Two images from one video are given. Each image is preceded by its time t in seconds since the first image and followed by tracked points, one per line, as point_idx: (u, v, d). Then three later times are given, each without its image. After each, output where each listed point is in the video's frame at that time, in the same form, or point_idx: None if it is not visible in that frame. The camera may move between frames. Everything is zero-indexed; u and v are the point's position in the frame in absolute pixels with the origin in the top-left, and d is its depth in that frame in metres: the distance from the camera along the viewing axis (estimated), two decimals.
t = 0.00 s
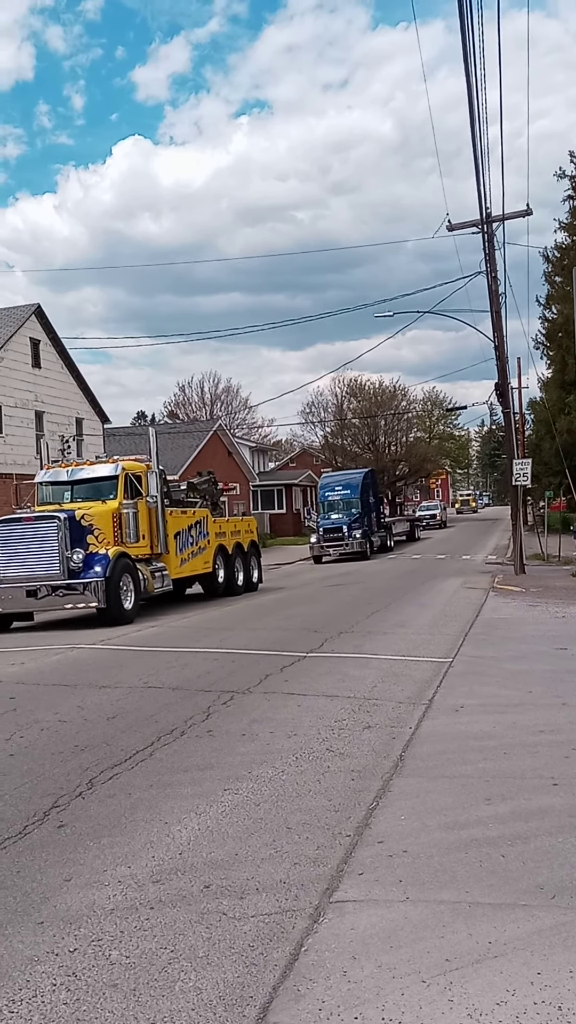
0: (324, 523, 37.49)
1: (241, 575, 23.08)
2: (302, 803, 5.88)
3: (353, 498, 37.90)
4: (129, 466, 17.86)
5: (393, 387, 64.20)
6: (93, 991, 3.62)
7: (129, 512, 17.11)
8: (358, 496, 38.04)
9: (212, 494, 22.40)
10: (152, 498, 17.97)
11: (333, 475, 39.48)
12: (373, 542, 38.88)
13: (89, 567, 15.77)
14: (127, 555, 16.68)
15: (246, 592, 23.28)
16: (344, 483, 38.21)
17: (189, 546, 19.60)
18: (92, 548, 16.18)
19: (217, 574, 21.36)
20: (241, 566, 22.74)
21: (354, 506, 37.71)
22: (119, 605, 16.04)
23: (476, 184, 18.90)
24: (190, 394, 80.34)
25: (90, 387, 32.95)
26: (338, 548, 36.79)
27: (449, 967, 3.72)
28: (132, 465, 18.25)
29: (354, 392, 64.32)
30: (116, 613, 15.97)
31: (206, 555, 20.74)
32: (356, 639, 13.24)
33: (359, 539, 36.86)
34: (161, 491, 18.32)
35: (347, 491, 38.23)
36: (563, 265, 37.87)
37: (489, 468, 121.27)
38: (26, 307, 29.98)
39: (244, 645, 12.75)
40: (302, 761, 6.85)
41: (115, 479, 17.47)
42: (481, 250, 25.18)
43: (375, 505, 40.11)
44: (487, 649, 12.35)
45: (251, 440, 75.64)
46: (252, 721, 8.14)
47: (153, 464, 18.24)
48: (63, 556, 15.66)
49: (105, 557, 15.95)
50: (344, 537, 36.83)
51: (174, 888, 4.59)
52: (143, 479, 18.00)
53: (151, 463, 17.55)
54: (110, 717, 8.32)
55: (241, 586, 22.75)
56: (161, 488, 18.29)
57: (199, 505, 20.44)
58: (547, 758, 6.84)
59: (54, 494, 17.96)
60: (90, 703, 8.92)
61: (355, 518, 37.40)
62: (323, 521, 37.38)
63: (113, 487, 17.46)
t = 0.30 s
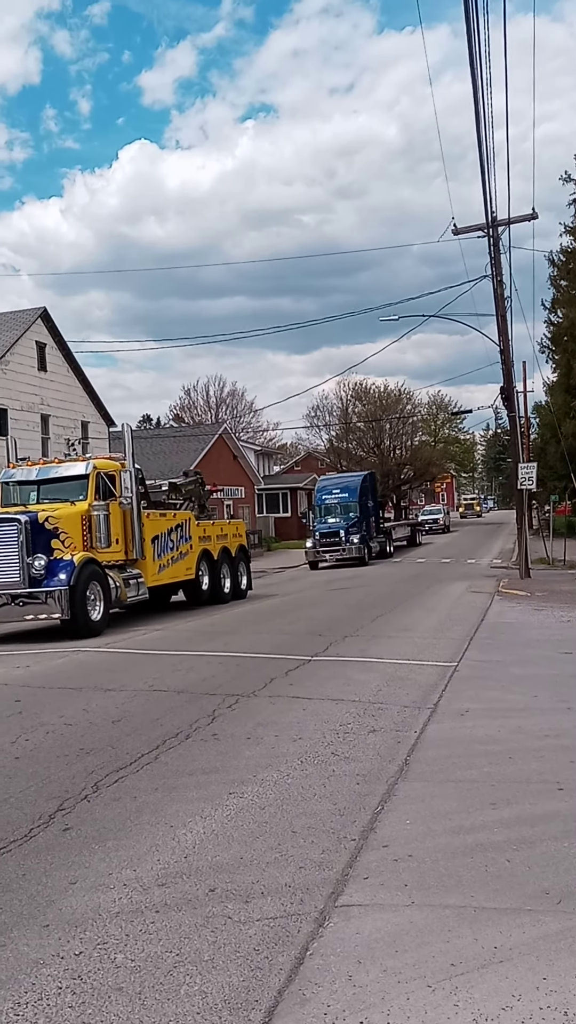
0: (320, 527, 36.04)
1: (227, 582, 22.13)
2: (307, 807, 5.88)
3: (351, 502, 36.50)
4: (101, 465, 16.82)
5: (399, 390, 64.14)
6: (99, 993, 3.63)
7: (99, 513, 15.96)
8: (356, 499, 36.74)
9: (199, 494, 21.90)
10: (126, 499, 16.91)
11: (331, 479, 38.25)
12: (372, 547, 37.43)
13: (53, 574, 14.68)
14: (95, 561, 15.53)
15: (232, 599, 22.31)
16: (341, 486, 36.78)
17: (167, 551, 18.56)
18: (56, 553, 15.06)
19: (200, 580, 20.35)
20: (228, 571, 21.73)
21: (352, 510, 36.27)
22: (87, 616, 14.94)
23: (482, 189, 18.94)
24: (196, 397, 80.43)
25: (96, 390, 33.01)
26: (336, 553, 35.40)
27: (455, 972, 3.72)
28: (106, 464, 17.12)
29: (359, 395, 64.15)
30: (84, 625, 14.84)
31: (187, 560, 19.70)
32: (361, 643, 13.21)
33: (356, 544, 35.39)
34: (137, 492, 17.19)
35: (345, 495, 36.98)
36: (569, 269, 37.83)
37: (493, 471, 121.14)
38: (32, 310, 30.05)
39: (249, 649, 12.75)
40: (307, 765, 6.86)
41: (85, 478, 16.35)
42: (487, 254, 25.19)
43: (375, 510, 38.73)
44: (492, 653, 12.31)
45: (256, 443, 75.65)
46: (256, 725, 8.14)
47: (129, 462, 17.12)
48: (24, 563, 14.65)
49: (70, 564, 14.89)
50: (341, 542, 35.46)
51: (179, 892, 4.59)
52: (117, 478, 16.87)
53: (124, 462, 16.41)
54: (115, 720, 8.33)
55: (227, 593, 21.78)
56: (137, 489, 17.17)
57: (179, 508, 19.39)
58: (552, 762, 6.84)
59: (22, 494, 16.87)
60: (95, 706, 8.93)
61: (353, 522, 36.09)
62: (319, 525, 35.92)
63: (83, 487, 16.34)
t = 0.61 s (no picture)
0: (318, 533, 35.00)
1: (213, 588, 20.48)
2: (314, 812, 5.87)
3: (351, 507, 35.53)
4: (67, 462, 15.28)
5: (405, 395, 64.08)
6: (107, 998, 3.62)
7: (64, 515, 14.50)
8: (356, 503, 35.60)
9: (185, 495, 20.50)
10: (96, 500, 15.39)
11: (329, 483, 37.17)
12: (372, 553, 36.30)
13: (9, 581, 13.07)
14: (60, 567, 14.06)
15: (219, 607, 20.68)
16: (340, 491, 35.79)
17: (144, 557, 16.89)
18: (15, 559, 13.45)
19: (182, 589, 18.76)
20: (214, 578, 20.19)
21: (351, 515, 35.24)
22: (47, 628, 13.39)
23: (489, 194, 18.99)
24: (203, 402, 80.50)
25: (103, 394, 33.06)
26: (334, 558, 34.29)
27: (463, 978, 3.70)
28: (73, 461, 15.62)
29: (365, 400, 63.98)
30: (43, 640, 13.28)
31: (168, 568, 18.05)
32: (368, 647, 13.19)
33: (356, 550, 34.27)
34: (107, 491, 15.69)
35: (344, 498, 35.89)
36: None
37: (500, 475, 121.05)
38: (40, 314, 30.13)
39: (256, 652, 12.75)
40: (314, 769, 6.85)
41: (50, 477, 14.88)
42: (495, 258, 25.19)
43: (375, 514, 37.61)
44: (498, 658, 12.27)
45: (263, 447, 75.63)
46: (264, 729, 8.12)
47: (98, 460, 15.62)
48: None
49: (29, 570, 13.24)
50: (340, 547, 34.35)
51: (186, 895, 4.58)
52: (85, 477, 15.40)
53: (92, 460, 14.92)
54: (123, 723, 8.34)
55: (213, 602, 20.14)
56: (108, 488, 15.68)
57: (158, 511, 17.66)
58: (560, 767, 6.82)
59: None
60: (103, 710, 8.93)
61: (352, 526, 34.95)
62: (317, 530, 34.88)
63: (47, 487, 14.85)
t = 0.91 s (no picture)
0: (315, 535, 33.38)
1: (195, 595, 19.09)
2: (321, 814, 5.87)
3: (349, 509, 33.96)
4: (27, 457, 13.90)
5: (413, 398, 64.05)
6: (114, 1000, 3.63)
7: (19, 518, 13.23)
8: (354, 505, 34.08)
9: (169, 495, 20.34)
10: (59, 500, 14.01)
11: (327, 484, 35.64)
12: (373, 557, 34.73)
13: None
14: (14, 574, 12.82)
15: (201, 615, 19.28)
16: (339, 492, 34.27)
17: (115, 562, 15.44)
18: None
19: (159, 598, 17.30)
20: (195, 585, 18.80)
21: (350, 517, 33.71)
22: None
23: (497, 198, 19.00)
24: (210, 404, 80.64)
25: (111, 396, 33.11)
26: (331, 563, 32.80)
27: (471, 981, 3.70)
28: (35, 456, 14.24)
29: (373, 403, 64.12)
30: None
31: (145, 574, 16.60)
32: (375, 650, 13.20)
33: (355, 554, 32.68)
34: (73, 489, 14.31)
35: (342, 500, 34.38)
36: None
37: (507, 479, 120.82)
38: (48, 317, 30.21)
39: (263, 655, 12.75)
40: (321, 772, 6.84)
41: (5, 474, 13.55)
42: (502, 262, 25.20)
43: (375, 517, 36.08)
44: (505, 662, 12.26)
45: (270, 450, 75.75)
46: (271, 732, 8.13)
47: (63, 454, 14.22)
48: None
49: None
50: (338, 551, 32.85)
51: (193, 897, 4.59)
52: (47, 473, 14.05)
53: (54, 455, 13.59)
54: (130, 726, 8.34)
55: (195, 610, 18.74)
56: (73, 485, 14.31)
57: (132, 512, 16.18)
58: (567, 771, 6.81)
59: None
60: (110, 712, 8.93)
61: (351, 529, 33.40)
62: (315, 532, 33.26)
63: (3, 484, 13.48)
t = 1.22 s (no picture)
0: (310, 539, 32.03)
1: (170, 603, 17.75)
2: (326, 818, 5.87)
3: (346, 511, 32.54)
4: None
5: (418, 402, 63.89)
6: (118, 1003, 3.63)
7: None
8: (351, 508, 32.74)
9: (147, 494, 18.26)
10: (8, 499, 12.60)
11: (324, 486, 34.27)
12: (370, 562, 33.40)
13: None
14: None
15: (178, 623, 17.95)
16: (335, 494, 32.87)
17: (78, 569, 14.05)
18: None
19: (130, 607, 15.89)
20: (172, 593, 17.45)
21: (347, 520, 32.31)
22: None
23: (503, 203, 19.05)
24: (216, 408, 80.73)
25: (117, 400, 33.15)
26: (326, 567, 31.48)
27: (475, 986, 3.69)
28: None
29: (378, 406, 63.66)
30: None
31: (112, 582, 15.18)
32: (380, 654, 13.19)
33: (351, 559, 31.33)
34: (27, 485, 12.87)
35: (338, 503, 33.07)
36: None
37: (513, 483, 120.61)
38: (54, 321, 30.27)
39: (268, 659, 12.75)
40: (326, 775, 6.84)
41: None
42: (508, 265, 25.17)
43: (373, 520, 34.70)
44: (511, 665, 12.23)
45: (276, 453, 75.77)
46: (276, 735, 8.13)
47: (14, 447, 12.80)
48: None
49: None
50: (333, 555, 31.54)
51: (198, 900, 4.59)
52: None
53: None
54: (135, 729, 8.35)
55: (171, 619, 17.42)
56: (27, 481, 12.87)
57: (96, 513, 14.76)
58: (572, 775, 6.80)
59: None
60: (115, 715, 8.93)
61: (348, 532, 32.10)
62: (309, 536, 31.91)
63: None
